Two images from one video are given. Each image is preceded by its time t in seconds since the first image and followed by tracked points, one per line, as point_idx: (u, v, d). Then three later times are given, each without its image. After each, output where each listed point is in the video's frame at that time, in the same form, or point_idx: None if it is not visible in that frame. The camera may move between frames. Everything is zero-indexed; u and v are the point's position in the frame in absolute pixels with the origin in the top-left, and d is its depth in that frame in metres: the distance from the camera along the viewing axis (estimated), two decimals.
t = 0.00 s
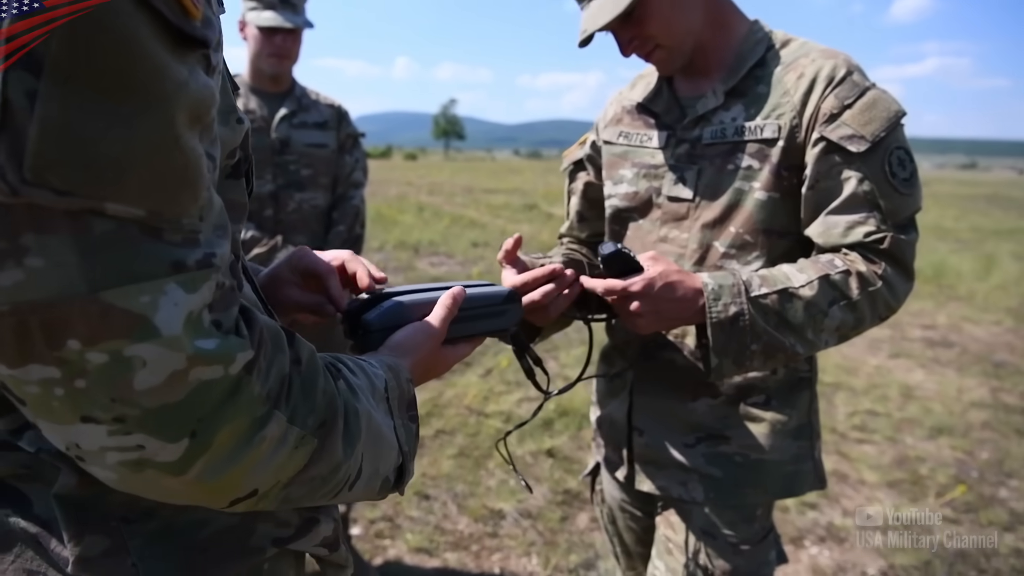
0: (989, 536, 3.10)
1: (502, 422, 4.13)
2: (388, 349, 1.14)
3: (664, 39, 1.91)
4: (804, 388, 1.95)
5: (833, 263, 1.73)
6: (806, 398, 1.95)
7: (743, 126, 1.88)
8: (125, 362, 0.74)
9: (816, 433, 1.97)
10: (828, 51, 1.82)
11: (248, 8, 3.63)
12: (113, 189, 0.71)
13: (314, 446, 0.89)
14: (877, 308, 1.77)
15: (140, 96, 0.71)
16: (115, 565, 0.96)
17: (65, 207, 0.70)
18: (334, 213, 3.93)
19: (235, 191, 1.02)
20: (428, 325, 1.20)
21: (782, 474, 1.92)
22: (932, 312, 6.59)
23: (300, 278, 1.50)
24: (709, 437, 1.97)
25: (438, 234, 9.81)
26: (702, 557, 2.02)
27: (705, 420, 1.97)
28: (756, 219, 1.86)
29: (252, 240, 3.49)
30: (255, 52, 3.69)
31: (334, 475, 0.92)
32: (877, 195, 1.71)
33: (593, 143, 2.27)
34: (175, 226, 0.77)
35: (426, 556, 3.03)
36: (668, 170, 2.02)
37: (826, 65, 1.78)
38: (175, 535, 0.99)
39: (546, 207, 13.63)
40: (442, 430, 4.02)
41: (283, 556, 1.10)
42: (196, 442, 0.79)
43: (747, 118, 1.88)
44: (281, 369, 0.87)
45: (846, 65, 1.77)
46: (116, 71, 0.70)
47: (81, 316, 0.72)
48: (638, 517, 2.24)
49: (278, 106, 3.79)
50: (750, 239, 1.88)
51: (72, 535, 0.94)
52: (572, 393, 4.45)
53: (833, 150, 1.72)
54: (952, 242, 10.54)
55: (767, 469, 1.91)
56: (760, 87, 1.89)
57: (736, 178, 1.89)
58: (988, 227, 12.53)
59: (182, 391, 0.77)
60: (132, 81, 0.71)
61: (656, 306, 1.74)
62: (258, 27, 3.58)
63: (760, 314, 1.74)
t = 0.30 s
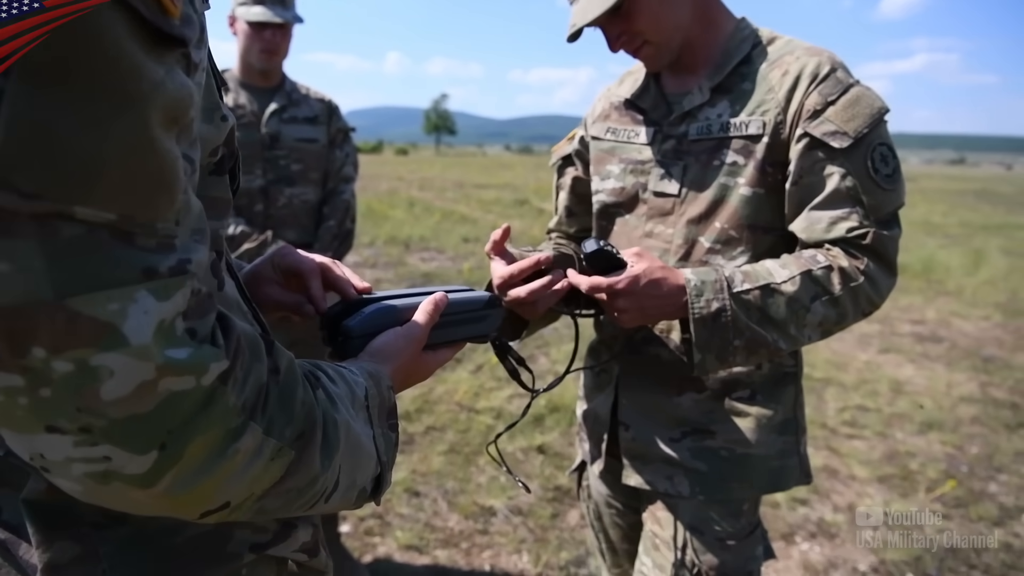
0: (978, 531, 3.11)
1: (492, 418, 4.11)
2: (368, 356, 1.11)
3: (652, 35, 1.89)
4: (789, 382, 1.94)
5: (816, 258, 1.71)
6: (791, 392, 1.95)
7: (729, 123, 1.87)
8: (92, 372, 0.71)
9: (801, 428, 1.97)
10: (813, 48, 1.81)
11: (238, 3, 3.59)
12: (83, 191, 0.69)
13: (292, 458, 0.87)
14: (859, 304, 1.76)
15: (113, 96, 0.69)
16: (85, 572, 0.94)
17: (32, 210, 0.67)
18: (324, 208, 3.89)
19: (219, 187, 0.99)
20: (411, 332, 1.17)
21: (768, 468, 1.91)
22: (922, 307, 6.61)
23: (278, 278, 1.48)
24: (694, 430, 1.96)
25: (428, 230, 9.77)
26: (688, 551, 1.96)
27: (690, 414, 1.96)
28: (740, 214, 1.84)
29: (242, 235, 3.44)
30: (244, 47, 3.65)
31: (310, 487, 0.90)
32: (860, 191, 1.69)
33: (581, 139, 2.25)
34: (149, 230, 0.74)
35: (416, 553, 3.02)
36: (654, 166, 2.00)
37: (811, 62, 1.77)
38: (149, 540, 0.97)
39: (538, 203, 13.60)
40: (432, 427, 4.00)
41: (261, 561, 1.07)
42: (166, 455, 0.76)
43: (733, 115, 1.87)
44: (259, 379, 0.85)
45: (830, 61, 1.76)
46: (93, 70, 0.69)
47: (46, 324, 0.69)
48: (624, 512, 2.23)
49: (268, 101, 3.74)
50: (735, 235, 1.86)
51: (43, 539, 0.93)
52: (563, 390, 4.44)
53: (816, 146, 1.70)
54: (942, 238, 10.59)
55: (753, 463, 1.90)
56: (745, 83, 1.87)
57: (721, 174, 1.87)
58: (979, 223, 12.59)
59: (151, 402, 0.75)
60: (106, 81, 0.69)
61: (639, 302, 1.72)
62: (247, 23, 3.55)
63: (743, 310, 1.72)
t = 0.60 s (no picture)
0: (990, 541, 3.05)
1: (492, 422, 4.05)
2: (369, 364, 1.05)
3: (655, 31, 1.81)
4: (792, 387, 1.86)
5: (818, 264, 1.65)
6: (793, 398, 1.86)
7: (729, 122, 1.80)
8: (64, 385, 0.66)
9: (804, 434, 1.88)
10: (816, 46, 1.74)
11: None
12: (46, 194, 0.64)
13: (282, 472, 0.81)
14: (865, 309, 1.68)
15: (81, 97, 0.65)
16: None
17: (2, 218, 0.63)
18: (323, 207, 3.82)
19: (210, 189, 0.92)
20: (413, 337, 1.11)
21: (768, 475, 1.83)
22: (931, 312, 6.53)
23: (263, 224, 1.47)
24: (693, 435, 1.89)
25: (429, 230, 9.71)
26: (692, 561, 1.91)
27: (688, 418, 1.89)
28: (741, 216, 1.78)
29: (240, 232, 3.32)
30: (241, 44, 3.61)
31: (303, 499, 0.84)
32: (864, 194, 1.62)
33: (585, 136, 2.19)
34: (124, 235, 0.68)
35: (413, 560, 2.95)
36: (653, 164, 1.93)
37: (813, 61, 1.71)
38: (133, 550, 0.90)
39: (540, 203, 13.54)
40: (431, 431, 3.94)
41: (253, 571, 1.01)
42: (146, 472, 0.71)
43: (733, 114, 1.80)
44: (249, 389, 0.78)
45: (833, 60, 1.69)
46: (63, 68, 0.65)
47: (17, 334, 0.65)
48: (624, 518, 2.16)
49: (265, 98, 3.68)
50: (734, 237, 1.80)
51: (22, 544, 0.86)
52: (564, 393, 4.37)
53: (818, 148, 1.64)
54: (949, 241, 10.50)
55: (753, 469, 1.83)
56: (746, 82, 1.80)
57: (721, 174, 1.80)
58: (987, 225, 12.50)
59: (128, 417, 0.69)
60: (76, 82, 0.65)
61: (640, 317, 1.67)
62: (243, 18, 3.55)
63: (742, 319, 1.66)
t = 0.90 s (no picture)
0: (985, 537, 3.09)
1: (493, 420, 4.09)
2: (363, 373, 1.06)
3: (651, 34, 1.85)
4: (787, 387, 1.90)
5: (817, 269, 1.69)
6: (788, 399, 1.90)
7: (727, 126, 1.84)
8: (54, 399, 0.66)
9: (798, 434, 1.92)
10: (814, 51, 1.78)
11: (238, 3, 3.66)
12: (32, 206, 0.63)
13: (279, 482, 0.80)
14: (863, 312, 1.73)
15: (65, 108, 0.64)
16: None
17: None
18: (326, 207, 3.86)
19: (206, 191, 0.90)
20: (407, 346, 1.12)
21: (761, 476, 1.87)
22: (928, 311, 6.58)
23: (336, 164, 1.66)
24: (689, 435, 1.93)
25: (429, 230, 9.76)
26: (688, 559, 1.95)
27: (684, 418, 1.93)
28: (738, 219, 1.82)
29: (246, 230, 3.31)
30: (245, 46, 3.66)
31: (299, 510, 0.83)
32: (863, 199, 1.66)
33: (586, 146, 2.23)
34: (114, 247, 0.67)
35: (416, 556, 2.99)
36: (652, 167, 1.98)
37: (810, 65, 1.74)
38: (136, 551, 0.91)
39: (539, 203, 13.60)
40: (433, 429, 3.97)
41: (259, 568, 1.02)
42: (138, 483, 0.70)
43: (730, 118, 1.84)
44: (242, 400, 0.78)
45: (830, 65, 1.73)
46: (43, 78, 0.63)
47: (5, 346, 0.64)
48: (623, 516, 2.21)
49: (269, 100, 3.71)
50: (731, 239, 1.83)
51: (29, 547, 0.89)
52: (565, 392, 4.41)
53: (817, 153, 1.68)
54: (947, 240, 10.56)
55: (748, 470, 1.86)
56: (743, 86, 1.84)
57: (718, 178, 1.84)
58: (984, 225, 12.57)
59: (116, 430, 0.69)
60: (60, 89, 0.64)
61: (647, 321, 1.69)
62: (247, 21, 3.60)
63: (744, 325, 1.69)
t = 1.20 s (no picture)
0: (987, 534, 3.09)
1: (495, 420, 4.09)
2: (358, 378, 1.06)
3: (638, 39, 1.86)
4: (786, 385, 1.90)
5: (824, 261, 1.69)
6: (787, 396, 1.90)
7: (718, 124, 1.84)
8: (33, 412, 0.65)
9: (798, 433, 1.92)
10: (805, 46, 1.78)
11: (236, 6, 3.67)
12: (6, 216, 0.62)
13: (269, 491, 0.80)
14: (869, 305, 1.73)
15: (39, 117, 0.63)
16: None
17: None
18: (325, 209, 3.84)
19: (202, 195, 0.91)
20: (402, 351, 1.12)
21: (761, 473, 1.87)
22: (930, 308, 6.58)
23: (404, 144, 1.70)
24: (688, 434, 1.92)
25: (431, 231, 9.76)
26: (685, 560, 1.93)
27: (683, 417, 1.93)
28: (733, 216, 1.81)
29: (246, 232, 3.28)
30: (242, 48, 3.66)
31: (290, 520, 0.83)
32: (863, 192, 1.66)
33: (587, 152, 2.25)
34: (93, 258, 0.67)
35: (418, 556, 2.99)
36: (646, 168, 1.98)
37: (801, 61, 1.74)
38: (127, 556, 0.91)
39: (540, 203, 13.60)
40: (434, 430, 3.97)
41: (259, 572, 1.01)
42: (122, 496, 0.70)
43: (722, 116, 1.84)
44: (229, 410, 0.78)
45: (821, 60, 1.72)
46: (11, 87, 0.62)
47: None
48: (622, 516, 2.21)
49: (269, 102, 3.71)
50: (727, 237, 1.83)
51: (29, 551, 0.89)
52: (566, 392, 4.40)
53: (814, 149, 1.67)
54: (949, 237, 10.55)
55: (747, 468, 1.86)
56: (735, 83, 1.84)
57: (712, 176, 1.84)
58: (986, 222, 12.56)
59: (97, 442, 0.68)
60: (33, 100, 0.63)
61: (653, 318, 1.69)
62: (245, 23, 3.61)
63: (751, 320, 1.69)
